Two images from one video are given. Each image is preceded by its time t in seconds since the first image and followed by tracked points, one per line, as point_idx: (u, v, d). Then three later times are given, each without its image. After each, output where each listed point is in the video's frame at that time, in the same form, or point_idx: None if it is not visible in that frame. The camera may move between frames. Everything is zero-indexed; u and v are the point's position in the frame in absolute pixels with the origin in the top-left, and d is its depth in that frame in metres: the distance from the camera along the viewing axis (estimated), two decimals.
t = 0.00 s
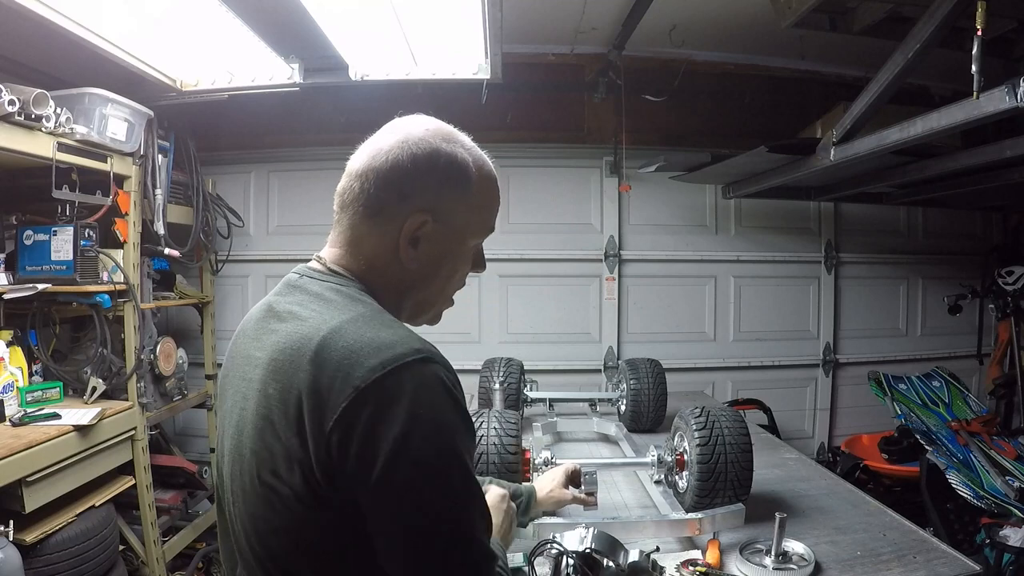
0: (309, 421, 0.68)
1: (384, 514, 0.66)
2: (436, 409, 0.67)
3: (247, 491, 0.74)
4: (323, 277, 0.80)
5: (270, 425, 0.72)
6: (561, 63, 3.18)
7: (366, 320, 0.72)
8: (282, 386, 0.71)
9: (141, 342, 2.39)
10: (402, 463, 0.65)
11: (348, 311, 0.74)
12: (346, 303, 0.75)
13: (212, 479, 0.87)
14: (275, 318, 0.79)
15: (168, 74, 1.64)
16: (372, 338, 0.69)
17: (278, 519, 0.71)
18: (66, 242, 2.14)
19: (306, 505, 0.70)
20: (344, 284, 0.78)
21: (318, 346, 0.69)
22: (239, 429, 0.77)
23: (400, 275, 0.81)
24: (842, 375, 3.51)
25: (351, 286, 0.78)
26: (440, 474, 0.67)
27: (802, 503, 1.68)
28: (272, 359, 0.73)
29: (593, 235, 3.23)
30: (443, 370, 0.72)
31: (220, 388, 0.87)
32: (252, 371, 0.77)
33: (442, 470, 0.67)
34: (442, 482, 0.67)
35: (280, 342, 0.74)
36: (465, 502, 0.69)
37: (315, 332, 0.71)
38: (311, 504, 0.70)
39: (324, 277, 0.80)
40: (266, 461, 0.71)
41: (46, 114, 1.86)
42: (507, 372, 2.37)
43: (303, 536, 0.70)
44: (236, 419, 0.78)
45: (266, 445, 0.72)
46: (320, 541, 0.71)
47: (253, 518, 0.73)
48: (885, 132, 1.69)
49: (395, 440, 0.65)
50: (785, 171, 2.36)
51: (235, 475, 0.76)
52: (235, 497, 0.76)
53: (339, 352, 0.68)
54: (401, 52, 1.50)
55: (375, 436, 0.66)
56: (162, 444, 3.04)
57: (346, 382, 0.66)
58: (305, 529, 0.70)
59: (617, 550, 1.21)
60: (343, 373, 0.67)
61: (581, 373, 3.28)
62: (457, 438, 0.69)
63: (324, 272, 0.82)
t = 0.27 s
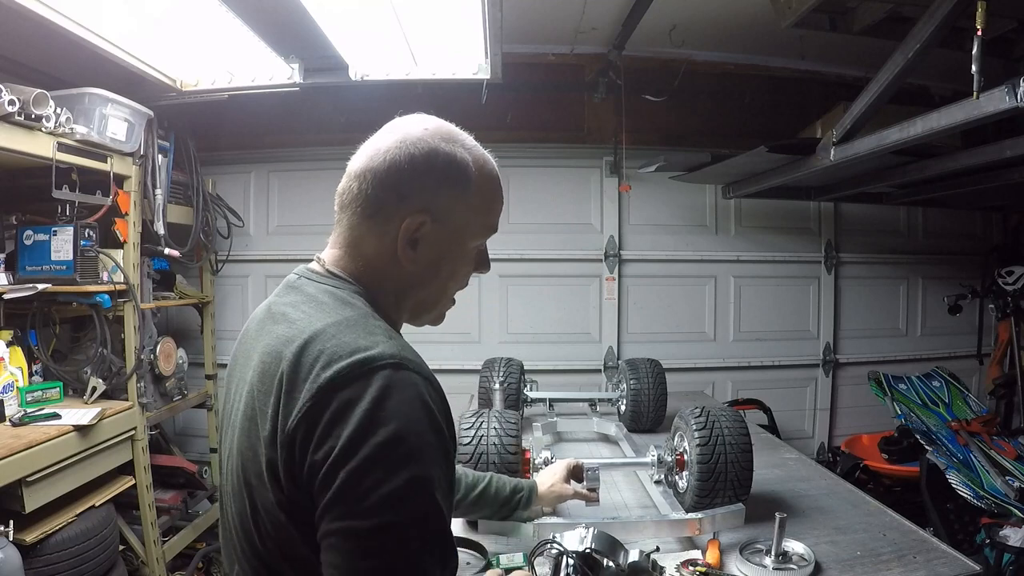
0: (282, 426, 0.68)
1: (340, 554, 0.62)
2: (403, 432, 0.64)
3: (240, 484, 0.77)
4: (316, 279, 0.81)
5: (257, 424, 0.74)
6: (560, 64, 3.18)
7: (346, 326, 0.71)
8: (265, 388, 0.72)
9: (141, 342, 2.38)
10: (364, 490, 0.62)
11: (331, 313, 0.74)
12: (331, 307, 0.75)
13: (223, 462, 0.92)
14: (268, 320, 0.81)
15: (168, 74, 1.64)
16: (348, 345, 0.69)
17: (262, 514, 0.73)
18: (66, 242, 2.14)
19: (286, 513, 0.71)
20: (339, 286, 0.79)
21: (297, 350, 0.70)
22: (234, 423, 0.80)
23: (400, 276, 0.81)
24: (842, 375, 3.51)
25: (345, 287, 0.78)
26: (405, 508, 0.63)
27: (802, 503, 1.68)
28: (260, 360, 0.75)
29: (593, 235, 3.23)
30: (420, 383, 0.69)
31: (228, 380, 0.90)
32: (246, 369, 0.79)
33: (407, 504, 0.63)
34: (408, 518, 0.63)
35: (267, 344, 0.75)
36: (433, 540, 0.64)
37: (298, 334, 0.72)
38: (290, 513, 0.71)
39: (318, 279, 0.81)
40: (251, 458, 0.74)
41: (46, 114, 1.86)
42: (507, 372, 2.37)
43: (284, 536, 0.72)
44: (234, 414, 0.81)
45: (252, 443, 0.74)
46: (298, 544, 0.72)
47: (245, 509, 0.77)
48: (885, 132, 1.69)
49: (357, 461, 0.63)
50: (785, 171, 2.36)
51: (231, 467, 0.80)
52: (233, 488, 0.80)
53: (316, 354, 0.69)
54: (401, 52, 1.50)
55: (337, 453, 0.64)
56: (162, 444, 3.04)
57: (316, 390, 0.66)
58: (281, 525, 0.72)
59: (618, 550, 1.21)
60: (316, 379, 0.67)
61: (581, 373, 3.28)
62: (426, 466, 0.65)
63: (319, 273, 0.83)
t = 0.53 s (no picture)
0: (273, 432, 0.68)
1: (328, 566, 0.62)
2: (392, 443, 0.64)
3: (234, 487, 0.78)
4: (312, 281, 0.81)
5: (250, 429, 0.74)
6: (560, 63, 3.17)
7: (338, 333, 0.71)
8: (258, 393, 0.73)
9: (141, 342, 2.39)
10: (352, 500, 0.62)
11: (324, 319, 0.74)
12: (325, 313, 0.75)
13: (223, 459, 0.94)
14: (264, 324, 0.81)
15: (168, 74, 1.64)
16: (340, 353, 0.68)
17: (254, 518, 0.74)
18: (67, 242, 2.14)
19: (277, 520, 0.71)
20: (335, 290, 0.79)
21: (289, 357, 0.70)
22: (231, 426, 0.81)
23: (398, 278, 0.81)
24: (842, 375, 3.51)
25: (341, 292, 0.78)
26: (394, 518, 0.63)
27: (802, 503, 1.68)
28: (254, 364, 0.75)
29: (593, 235, 3.23)
30: (411, 392, 0.69)
31: (227, 381, 0.91)
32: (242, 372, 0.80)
33: (396, 514, 0.63)
34: (397, 529, 0.63)
35: (261, 349, 0.75)
36: (422, 551, 0.64)
37: (290, 340, 0.72)
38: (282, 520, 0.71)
39: (315, 282, 0.81)
40: (244, 462, 0.75)
41: (46, 114, 1.86)
42: (507, 372, 2.37)
43: (276, 541, 0.73)
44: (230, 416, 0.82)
45: (245, 447, 0.75)
46: (289, 550, 0.73)
47: (239, 511, 0.78)
48: (885, 132, 1.69)
49: (345, 472, 0.63)
50: (785, 171, 2.36)
51: (227, 468, 0.81)
52: (228, 489, 0.81)
53: (307, 360, 0.69)
54: (401, 52, 1.50)
55: (326, 463, 0.64)
56: (162, 444, 3.05)
57: (306, 398, 0.66)
58: (271, 530, 0.72)
59: (618, 550, 1.21)
60: (307, 387, 0.67)
61: (581, 373, 3.28)
62: (416, 476, 0.65)
63: (317, 276, 0.83)
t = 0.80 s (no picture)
0: (272, 437, 0.69)
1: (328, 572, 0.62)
2: (391, 448, 0.64)
3: (234, 490, 0.78)
4: (312, 283, 0.81)
5: (249, 432, 0.74)
6: (560, 63, 3.17)
7: (338, 337, 0.71)
8: (258, 397, 0.73)
9: (141, 342, 2.38)
10: (351, 505, 0.62)
11: (324, 322, 0.73)
12: (324, 316, 0.74)
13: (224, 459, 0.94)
14: (263, 325, 0.81)
15: (168, 74, 1.64)
16: (339, 358, 0.68)
17: (254, 521, 0.75)
18: (66, 241, 2.14)
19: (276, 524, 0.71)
20: (335, 292, 0.78)
21: (288, 361, 0.70)
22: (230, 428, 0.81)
23: (397, 280, 0.81)
24: (842, 375, 3.51)
25: (341, 293, 0.78)
26: (394, 522, 0.63)
27: (802, 503, 1.68)
28: (253, 367, 0.75)
29: (593, 235, 3.23)
30: (410, 397, 0.68)
31: (227, 381, 0.91)
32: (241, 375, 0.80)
33: (396, 518, 0.63)
34: (397, 533, 0.63)
35: (261, 352, 0.75)
36: (422, 555, 0.64)
37: (289, 344, 0.72)
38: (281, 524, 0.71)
39: (315, 284, 0.81)
40: (244, 465, 0.75)
41: (46, 114, 1.86)
42: (507, 372, 2.37)
43: (275, 545, 0.73)
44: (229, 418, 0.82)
45: (244, 451, 0.75)
46: (289, 554, 0.73)
47: (238, 515, 0.78)
48: (885, 132, 1.69)
49: (345, 478, 0.63)
50: (785, 171, 2.36)
51: (226, 471, 0.81)
52: (228, 491, 0.81)
53: (306, 366, 0.69)
54: (401, 52, 1.50)
55: (325, 469, 0.64)
56: (162, 444, 3.05)
57: (305, 403, 0.66)
58: (271, 534, 0.72)
59: (617, 550, 1.21)
60: (306, 392, 0.67)
61: (581, 373, 3.28)
62: (415, 481, 0.65)
63: (317, 276, 0.83)
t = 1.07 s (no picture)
0: (273, 439, 0.68)
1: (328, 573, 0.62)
2: (391, 450, 0.64)
3: (234, 491, 0.79)
4: (313, 283, 0.81)
5: (249, 433, 0.74)
6: (560, 63, 3.17)
7: (339, 339, 0.71)
8: (259, 398, 0.73)
9: (141, 342, 2.38)
10: (352, 507, 0.62)
11: (325, 323, 0.73)
12: (326, 317, 0.74)
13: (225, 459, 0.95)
14: (265, 326, 0.81)
15: (168, 74, 1.64)
16: (340, 360, 0.68)
17: (254, 522, 0.75)
18: (67, 242, 2.14)
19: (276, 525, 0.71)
20: (337, 293, 0.78)
21: (289, 362, 0.70)
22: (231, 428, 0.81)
23: (399, 281, 0.81)
24: (842, 375, 3.51)
25: (341, 294, 0.78)
26: (394, 523, 0.63)
27: (802, 503, 1.68)
28: (255, 368, 0.75)
29: (593, 235, 3.23)
30: (411, 399, 0.68)
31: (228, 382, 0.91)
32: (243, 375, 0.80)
33: (396, 519, 0.63)
34: (397, 534, 0.63)
35: (262, 353, 0.75)
36: (422, 556, 0.64)
37: (290, 346, 0.72)
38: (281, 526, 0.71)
39: (317, 284, 0.81)
40: (244, 466, 0.75)
41: (46, 114, 1.86)
42: (507, 372, 2.37)
43: (274, 546, 0.73)
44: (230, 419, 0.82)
45: (245, 452, 0.75)
46: (289, 556, 0.73)
47: (238, 516, 0.78)
48: (885, 132, 1.69)
49: (345, 480, 0.63)
50: (785, 171, 2.36)
51: (227, 471, 0.81)
52: (228, 492, 0.82)
53: (307, 367, 0.69)
54: (401, 52, 1.50)
55: (326, 471, 0.63)
56: (162, 444, 3.05)
57: (306, 404, 0.66)
58: (270, 536, 0.72)
59: (617, 550, 1.21)
60: (307, 394, 0.67)
61: (581, 373, 3.28)
62: (415, 482, 0.65)
63: (319, 277, 0.83)
